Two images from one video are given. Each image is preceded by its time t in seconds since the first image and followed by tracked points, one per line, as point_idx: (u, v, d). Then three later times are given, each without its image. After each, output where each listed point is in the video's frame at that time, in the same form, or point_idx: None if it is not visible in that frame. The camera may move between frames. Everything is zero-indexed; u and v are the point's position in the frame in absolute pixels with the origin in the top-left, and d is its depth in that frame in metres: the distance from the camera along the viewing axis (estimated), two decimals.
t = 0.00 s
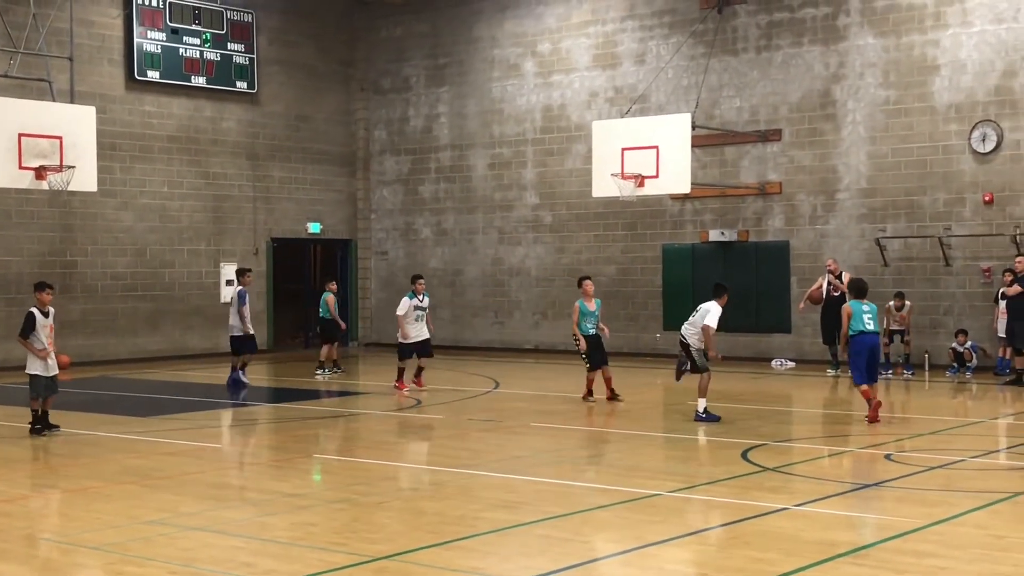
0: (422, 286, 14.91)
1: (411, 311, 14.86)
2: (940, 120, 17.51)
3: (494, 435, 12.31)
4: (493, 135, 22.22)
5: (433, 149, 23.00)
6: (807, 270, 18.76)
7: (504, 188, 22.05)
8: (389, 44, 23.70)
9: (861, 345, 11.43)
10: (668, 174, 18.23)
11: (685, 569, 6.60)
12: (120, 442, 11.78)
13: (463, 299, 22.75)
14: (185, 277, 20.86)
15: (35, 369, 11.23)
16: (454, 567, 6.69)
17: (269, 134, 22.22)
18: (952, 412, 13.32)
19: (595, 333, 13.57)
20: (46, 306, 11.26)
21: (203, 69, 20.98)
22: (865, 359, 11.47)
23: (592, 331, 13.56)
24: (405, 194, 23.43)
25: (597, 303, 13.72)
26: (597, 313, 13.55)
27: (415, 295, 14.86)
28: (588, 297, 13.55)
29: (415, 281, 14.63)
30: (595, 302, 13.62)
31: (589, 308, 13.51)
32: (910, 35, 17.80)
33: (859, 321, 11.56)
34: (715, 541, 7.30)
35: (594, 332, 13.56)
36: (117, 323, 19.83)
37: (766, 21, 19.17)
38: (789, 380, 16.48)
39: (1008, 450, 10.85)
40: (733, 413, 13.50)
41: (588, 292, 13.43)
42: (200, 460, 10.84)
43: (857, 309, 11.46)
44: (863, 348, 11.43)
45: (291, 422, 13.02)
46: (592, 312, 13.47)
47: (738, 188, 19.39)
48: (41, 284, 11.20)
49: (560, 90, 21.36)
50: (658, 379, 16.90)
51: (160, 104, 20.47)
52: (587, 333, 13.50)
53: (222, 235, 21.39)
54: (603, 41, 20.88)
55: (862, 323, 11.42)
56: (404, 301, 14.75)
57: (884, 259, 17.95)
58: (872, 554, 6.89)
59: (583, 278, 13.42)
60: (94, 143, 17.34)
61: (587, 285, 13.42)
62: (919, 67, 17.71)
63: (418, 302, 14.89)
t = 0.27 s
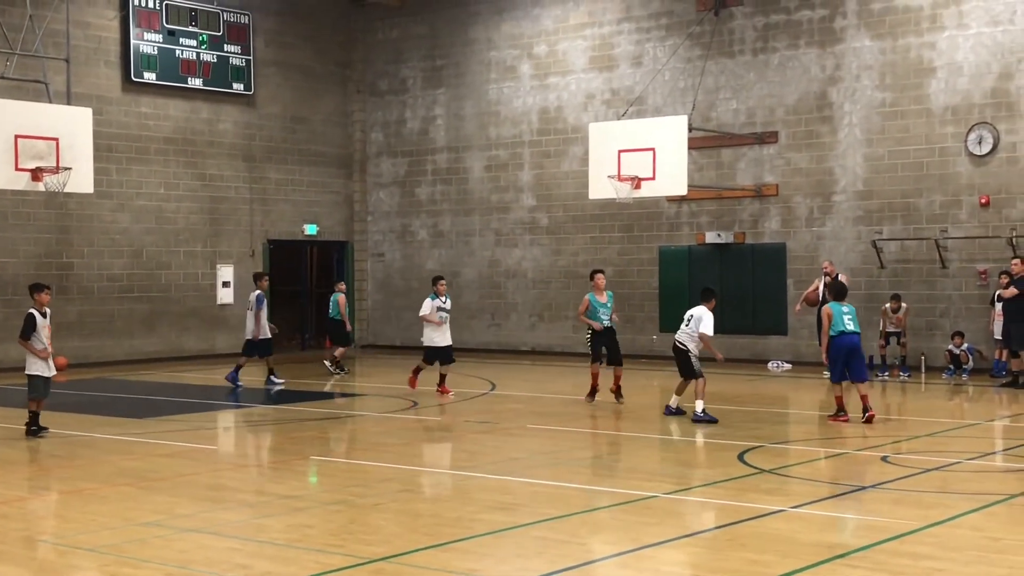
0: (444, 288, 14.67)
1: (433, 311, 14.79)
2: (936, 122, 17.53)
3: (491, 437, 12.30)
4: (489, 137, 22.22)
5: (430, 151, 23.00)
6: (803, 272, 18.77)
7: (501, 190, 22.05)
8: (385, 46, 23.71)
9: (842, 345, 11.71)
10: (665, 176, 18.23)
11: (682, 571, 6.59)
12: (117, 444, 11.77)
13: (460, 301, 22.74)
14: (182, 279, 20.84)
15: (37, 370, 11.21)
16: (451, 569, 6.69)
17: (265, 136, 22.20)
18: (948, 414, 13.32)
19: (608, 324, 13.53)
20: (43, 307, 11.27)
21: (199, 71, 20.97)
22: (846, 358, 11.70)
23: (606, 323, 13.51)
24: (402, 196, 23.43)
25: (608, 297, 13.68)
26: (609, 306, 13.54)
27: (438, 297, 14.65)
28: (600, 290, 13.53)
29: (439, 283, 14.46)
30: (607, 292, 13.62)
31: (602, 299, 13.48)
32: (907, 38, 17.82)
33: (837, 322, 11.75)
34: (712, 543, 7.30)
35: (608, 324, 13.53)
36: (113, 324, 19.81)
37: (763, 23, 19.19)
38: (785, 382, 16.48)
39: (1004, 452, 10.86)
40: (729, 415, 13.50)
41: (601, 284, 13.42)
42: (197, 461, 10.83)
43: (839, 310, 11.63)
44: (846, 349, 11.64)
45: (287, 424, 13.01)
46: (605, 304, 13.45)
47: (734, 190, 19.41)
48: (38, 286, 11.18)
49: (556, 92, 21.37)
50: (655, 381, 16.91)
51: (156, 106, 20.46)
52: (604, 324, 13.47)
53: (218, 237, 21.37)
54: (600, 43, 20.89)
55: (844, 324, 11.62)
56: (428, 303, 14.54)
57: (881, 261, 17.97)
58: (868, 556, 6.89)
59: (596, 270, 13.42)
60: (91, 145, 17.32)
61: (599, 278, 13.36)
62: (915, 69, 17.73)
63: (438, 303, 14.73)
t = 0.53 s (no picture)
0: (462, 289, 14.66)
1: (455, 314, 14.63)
2: (936, 123, 17.54)
3: (491, 438, 12.31)
4: (489, 138, 22.22)
5: (430, 152, 23.01)
6: (804, 273, 18.77)
7: (501, 191, 22.05)
8: (386, 47, 23.73)
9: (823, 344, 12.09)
10: (665, 177, 18.23)
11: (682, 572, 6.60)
12: (117, 445, 11.77)
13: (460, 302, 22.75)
14: (182, 280, 20.85)
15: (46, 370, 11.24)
16: (451, 570, 6.69)
17: (266, 137, 22.21)
18: (948, 415, 13.33)
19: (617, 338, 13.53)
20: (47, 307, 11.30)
21: (200, 72, 20.98)
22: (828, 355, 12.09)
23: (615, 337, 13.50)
24: (402, 197, 23.44)
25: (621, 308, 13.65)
26: (621, 319, 13.52)
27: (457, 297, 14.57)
28: (612, 303, 13.51)
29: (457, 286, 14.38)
30: (621, 307, 13.58)
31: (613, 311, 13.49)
32: (907, 39, 17.83)
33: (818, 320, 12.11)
34: (712, 544, 7.30)
35: (617, 339, 13.51)
36: (113, 325, 19.81)
37: (763, 24, 19.19)
38: (785, 383, 16.48)
39: (1004, 453, 10.87)
40: (729, 416, 13.50)
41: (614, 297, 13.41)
42: (197, 463, 10.83)
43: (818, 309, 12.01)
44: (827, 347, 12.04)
45: (288, 425, 13.02)
46: (615, 317, 13.43)
47: (734, 191, 19.41)
48: (41, 288, 11.21)
49: (556, 93, 21.37)
50: (655, 382, 16.91)
51: (157, 107, 20.47)
52: (611, 339, 13.47)
53: (219, 238, 21.37)
54: (600, 44, 20.90)
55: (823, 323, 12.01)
56: (448, 304, 14.47)
57: (881, 262, 17.97)
58: (868, 557, 6.90)
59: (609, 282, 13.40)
60: (91, 146, 17.31)
61: (610, 292, 13.38)
62: (915, 70, 17.74)
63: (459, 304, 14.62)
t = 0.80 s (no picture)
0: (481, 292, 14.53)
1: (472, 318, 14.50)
2: (939, 122, 17.52)
3: (493, 438, 12.31)
4: (492, 138, 22.22)
5: (433, 152, 23.01)
6: (806, 272, 18.76)
7: (503, 191, 22.05)
8: (388, 47, 23.73)
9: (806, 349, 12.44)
10: (667, 176, 18.22)
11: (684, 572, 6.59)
12: (120, 445, 11.78)
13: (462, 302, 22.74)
14: (185, 280, 20.87)
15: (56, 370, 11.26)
16: (452, 571, 6.69)
17: (268, 137, 22.21)
18: (951, 414, 13.31)
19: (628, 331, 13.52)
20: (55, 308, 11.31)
21: (202, 72, 20.99)
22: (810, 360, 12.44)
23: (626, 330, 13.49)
24: (405, 198, 23.44)
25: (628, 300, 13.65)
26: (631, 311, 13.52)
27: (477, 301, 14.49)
28: (620, 296, 13.49)
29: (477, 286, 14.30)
30: (626, 299, 13.60)
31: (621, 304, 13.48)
32: (909, 38, 17.81)
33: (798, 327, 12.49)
34: (714, 544, 7.29)
35: (628, 331, 13.51)
36: (116, 326, 19.82)
37: (765, 23, 19.17)
38: (788, 383, 16.46)
39: (1007, 453, 10.85)
40: (732, 416, 13.48)
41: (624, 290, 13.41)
42: (199, 463, 10.83)
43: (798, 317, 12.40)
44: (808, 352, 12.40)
45: (290, 425, 13.02)
46: (626, 310, 13.43)
47: (737, 191, 19.40)
48: (49, 288, 11.25)
49: (559, 93, 21.36)
50: (657, 382, 16.90)
51: (159, 107, 20.47)
52: (623, 331, 13.45)
53: (221, 238, 21.38)
54: (603, 43, 20.89)
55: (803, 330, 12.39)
56: (468, 307, 14.38)
57: (884, 261, 17.95)
58: (871, 557, 6.88)
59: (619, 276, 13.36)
60: (93, 146, 17.32)
61: (621, 284, 13.36)
62: (918, 70, 17.71)
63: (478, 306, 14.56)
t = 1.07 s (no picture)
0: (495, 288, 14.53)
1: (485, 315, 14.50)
2: (941, 120, 17.50)
3: (496, 437, 12.31)
4: (494, 137, 22.22)
5: (435, 151, 23.01)
6: (809, 270, 18.75)
7: (506, 189, 22.04)
8: (390, 46, 23.73)
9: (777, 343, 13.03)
10: (670, 174, 18.21)
11: (688, 570, 6.59)
12: (124, 445, 11.79)
13: (465, 301, 22.74)
14: (188, 279, 20.87)
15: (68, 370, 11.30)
16: (457, 569, 6.69)
17: (270, 136, 22.22)
18: (955, 412, 13.30)
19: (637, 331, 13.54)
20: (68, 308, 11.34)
21: (204, 72, 20.99)
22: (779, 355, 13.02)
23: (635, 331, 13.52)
24: (407, 197, 23.44)
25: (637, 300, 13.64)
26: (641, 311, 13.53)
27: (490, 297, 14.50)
28: (629, 296, 13.49)
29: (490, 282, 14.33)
30: (636, 299, 13.60)
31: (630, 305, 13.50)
32: (912, 36, 17.79)
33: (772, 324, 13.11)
34: (718, 542, 7.29)
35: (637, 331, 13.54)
36: (119, 325, 19.83)
37: (768, 21, 19.16)
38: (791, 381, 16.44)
39: (1011, 450, 10.84)
40: (735, 414, 13.48)
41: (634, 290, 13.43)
42: (203, 462, 10.84)
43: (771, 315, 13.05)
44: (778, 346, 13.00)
45: (294, 424, 13.02)
46: (636, 310, 13.43)
47: (739, 189, 19.38)
48: (62, 288, 11.28)
49: (561, 91, 21.35)
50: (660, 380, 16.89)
51: (161, 107, 20.48)
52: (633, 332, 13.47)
53: (224, 237, 21.40)
54: (605, 42, 20.88)
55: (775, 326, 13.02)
56: (481, 304, 14.41)
57: (887, 259, 17.94)
58: (875, 555, 6.88)
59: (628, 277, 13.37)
60: (96, 146, 17.32)
61: (630, 284, 13.38)
62: (920, 67, 17.70)
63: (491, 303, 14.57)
